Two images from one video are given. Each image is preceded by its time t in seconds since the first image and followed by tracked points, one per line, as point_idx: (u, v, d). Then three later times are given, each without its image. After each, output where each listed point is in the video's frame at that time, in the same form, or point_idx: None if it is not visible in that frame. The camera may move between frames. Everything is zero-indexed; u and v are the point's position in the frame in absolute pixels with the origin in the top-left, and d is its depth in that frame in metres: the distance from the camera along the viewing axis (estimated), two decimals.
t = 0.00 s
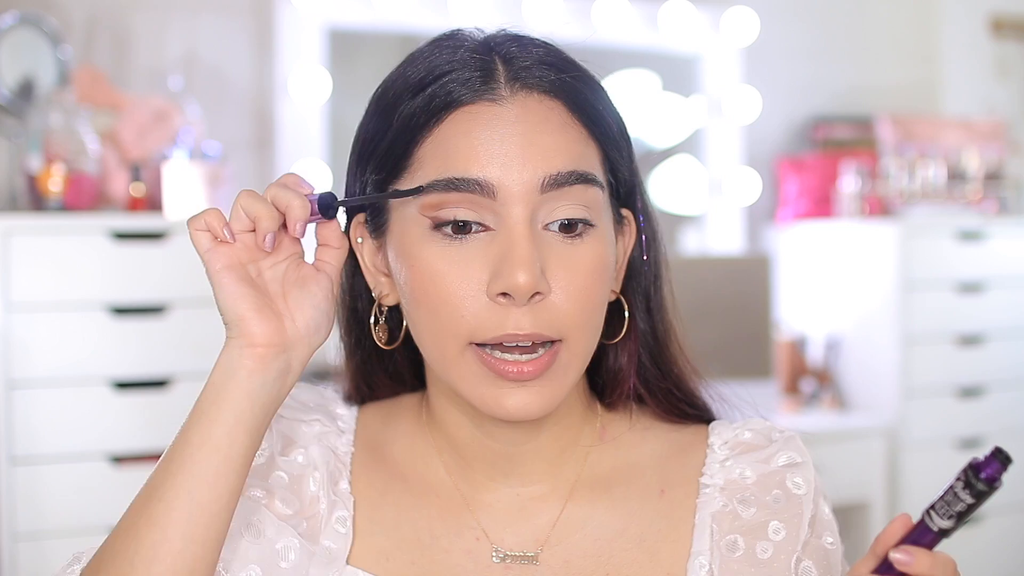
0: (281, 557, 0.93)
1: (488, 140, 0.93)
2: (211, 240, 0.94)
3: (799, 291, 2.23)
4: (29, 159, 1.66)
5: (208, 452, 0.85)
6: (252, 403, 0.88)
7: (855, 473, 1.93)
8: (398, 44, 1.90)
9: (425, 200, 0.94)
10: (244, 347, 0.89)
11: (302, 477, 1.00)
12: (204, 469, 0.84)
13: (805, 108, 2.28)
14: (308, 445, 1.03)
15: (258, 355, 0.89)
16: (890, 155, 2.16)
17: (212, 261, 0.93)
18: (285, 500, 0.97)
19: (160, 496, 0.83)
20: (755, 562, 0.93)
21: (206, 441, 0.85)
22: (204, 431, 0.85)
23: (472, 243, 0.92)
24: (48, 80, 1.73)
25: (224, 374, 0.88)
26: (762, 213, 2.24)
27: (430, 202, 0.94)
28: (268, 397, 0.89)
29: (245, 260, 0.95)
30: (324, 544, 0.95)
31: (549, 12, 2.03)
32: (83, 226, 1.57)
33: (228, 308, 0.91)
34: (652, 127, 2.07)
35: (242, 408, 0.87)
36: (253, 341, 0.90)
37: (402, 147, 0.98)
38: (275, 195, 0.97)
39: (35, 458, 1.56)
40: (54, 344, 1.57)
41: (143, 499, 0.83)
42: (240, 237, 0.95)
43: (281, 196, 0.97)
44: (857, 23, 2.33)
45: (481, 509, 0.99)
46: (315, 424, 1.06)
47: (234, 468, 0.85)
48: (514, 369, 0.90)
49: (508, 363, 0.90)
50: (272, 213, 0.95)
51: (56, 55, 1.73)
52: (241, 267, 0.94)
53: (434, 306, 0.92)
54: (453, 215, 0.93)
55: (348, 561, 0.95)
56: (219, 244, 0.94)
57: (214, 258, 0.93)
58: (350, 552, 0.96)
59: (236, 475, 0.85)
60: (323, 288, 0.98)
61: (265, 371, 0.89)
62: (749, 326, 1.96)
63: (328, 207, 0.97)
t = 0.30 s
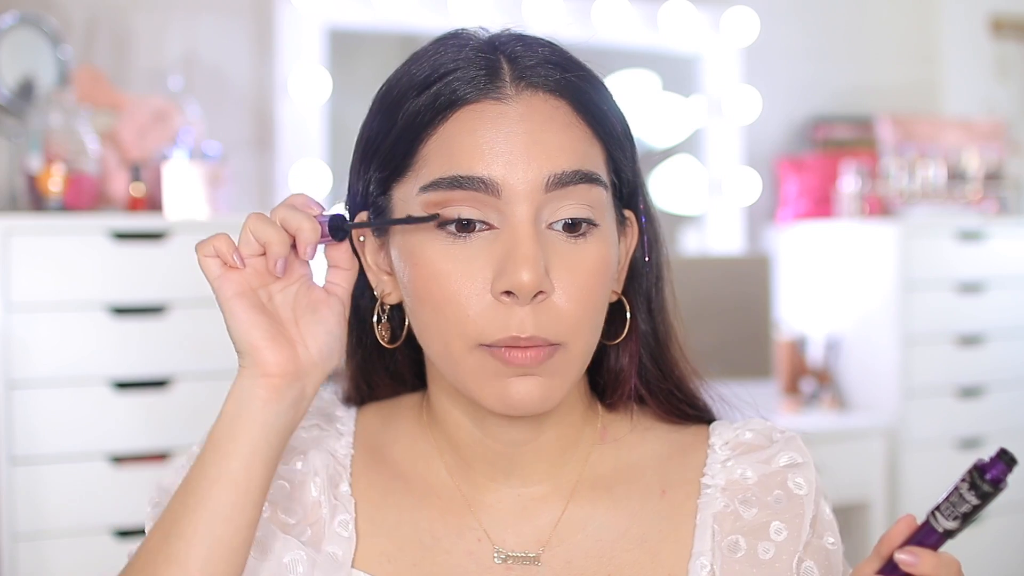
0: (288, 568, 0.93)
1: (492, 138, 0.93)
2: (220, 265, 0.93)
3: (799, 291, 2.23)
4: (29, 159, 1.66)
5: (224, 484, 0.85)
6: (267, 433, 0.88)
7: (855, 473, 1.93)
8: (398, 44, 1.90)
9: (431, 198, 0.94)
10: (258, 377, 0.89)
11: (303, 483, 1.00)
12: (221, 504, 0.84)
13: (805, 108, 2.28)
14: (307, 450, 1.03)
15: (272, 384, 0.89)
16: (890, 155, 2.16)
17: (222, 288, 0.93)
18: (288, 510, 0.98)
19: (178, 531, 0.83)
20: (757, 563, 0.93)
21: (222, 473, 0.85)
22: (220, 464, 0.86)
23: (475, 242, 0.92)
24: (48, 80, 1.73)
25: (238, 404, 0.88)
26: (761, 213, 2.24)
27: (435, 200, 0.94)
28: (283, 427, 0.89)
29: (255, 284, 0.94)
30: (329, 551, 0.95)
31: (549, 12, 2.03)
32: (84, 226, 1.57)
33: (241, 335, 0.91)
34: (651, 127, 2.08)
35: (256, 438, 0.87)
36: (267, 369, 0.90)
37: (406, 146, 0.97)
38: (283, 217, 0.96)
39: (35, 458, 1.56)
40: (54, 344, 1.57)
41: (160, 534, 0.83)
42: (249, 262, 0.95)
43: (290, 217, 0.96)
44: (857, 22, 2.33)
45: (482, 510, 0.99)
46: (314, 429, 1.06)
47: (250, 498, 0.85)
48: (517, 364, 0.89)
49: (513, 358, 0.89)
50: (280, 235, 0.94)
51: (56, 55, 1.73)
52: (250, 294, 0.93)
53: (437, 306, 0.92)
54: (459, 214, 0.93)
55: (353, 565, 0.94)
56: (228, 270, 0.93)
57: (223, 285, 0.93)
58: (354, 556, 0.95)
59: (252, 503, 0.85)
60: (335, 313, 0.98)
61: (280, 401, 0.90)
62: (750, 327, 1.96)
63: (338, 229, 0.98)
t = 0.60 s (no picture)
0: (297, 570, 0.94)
1: (502, 139, 0.92)
2: (245, 287, 0.94)
3: (799, 291, 2.23)
4: (29, 159, 1.66)
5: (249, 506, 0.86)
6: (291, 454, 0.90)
7: (855, 473, 1.94)
8: (398, 44, 1.90)
9: (438, 198, 0.94)
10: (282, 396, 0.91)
11: (306, 488, 1.00)
12: (245, 527, 0.86)
13: (805, 108, 2.28)
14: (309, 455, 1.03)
15: (298, 401, 0.91)
16: (890, 155, 2.16)
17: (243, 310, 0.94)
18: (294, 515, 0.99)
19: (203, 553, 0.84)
20: (755, 563, 0.93)
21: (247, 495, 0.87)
22: (242, 485, 0.87)
23: (484, 242, 0.92)
24: (47, 80, 1.73)
25: (260, 422, 0.90)
26: (761, 213, 2.24)
27: (443, 201, 0.94)
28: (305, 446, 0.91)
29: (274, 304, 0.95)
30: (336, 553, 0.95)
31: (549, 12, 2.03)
32: (84, 226, 1.57)
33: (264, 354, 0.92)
34: (651, 128, 2.08)
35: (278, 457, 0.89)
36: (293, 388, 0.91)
37: (413, 146, 0.97)
38: (301, 235, 0.95)
39: (35, 458, 1.56)
40: (54, 345, 1.57)
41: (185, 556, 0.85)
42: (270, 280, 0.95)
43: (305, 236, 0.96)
44: (857, 22, 2.33)
45: (482, 511, 0.99)
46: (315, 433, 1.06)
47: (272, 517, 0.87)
48: (529, 362, 0.89)
49: (521, 355, 0.90)
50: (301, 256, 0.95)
51: (55, 55, 1.72)
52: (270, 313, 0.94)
53: (444, 306, 0.92)
54: (467, 219, 0.93)
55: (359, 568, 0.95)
56: (254, 291, 0.94)
57: (245, 307, 0.94)
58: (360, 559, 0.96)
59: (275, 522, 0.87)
60: (355, 330, 0.98)
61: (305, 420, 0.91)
62: (750, 328, 1.96)
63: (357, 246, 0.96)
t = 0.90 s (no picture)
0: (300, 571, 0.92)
1: (504, 146, 0.92)
2: (223, 320, 0.69)
3: (799, 291, 2.23)
4: (28, 158, 1.66)
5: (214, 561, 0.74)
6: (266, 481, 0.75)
7: (855, 473, 1.94)
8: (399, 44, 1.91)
9: (440, 202, 0.94)
10: (264, 414, 0.75)
11: (306, 483, 0.99)
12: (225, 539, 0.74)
13: (805, 108, 2.28)
14: (307, 452, 1.03)
15: (284, 418, 0.75)
16: (890, 155, 2.16)
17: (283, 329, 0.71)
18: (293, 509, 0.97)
19: None
20: (746, 559, 0.93)
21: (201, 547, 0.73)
22: (205, 533, 0.74)
23: (486, 245, 0.92)
24: (47, 80, 1.73)
25: (255, 421, 0.74)
26: (761, 213, 2.24)
27: (445, 204, 0.94)
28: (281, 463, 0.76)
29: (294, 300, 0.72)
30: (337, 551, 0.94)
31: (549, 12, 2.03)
32: (83, 226, 1.57)
33: (242, 371, 0.72)
34: (652, 128, 2.08)
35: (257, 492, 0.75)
36: (282, 405, 0.75)
37: (414, 150, 0.97)
38: (220, 230, 0.70)
39: (35, 458, 1.56)
40: (54, 345, 1.57)
41: None
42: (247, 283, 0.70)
43: (193, 228, 0.69)
44: (858, 22, 2.33)
45: (476, 509, 0.99)
46: (312, 429, 1.07)
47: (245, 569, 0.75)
48: (530, 360, 0.89)
49: (523, 355, 0.89)
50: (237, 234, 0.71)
51: (56, 55, 1.73)
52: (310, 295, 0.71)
53: (444, 308, 0.92)
54: (470, 224, 0.92)
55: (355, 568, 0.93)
56: (225, 310, 0.69)
57: (271, 320, 0.71)
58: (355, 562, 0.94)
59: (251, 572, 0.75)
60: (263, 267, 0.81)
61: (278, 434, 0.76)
62: (748, 328, 1.96)
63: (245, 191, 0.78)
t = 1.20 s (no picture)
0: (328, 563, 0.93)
1: (488, 142, 0.92)
2: (371, 321, 0.74)
3: (799, 291, 2.23)
4: (28, 159, 1.66)
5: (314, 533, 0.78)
6: (371, 470, 0.80)
7: (855, 473, 1.94)
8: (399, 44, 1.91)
9: (428, 200, 0.94)
10: (375, 406, 0.80)
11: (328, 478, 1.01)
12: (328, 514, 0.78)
13: (805, 108, 2.28)
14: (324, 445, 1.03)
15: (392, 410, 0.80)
16: (890, 155, 2.16)
17: (422, 322, 0.76)
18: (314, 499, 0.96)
19: None
20: (737, 563, 0.92)
21: (302, 522, 0.78)
22: (308, 503, 0.78)
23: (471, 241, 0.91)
24: (48, 80, 1.73)
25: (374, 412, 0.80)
26: (761, 213, 2.24)
27: (432, 202, 0.93)
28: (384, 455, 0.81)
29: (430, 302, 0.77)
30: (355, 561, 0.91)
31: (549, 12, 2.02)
32: (83, 226, 1.57)
33: (363, 363, 0.77)
34: (652, 127, 2.08)
35: (361, 480, 0.80)
36: (392, 397, 0.80)
37: (400, 149, 0.97)
38: (371, 240, 0.74)
39: (35, 458, 1.56)
40: (54, 345, 1.57)
41: None
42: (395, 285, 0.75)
43: (344, 237, 0.75)
44: (858, 22, 2.33)
45: (469, 509, 1.00)
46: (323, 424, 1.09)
47: (347, 546, 0.79)
48: (516, 364, 0.89)
49: (511, 361, 0.90)
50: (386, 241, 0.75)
51: (55, 55, 1.73)
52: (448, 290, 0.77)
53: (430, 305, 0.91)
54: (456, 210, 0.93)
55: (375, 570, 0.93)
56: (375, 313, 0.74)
57: (412, 315, 0.76)
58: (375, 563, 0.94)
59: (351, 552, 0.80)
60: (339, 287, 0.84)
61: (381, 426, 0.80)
62: (746, 328, 1.96)
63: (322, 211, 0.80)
